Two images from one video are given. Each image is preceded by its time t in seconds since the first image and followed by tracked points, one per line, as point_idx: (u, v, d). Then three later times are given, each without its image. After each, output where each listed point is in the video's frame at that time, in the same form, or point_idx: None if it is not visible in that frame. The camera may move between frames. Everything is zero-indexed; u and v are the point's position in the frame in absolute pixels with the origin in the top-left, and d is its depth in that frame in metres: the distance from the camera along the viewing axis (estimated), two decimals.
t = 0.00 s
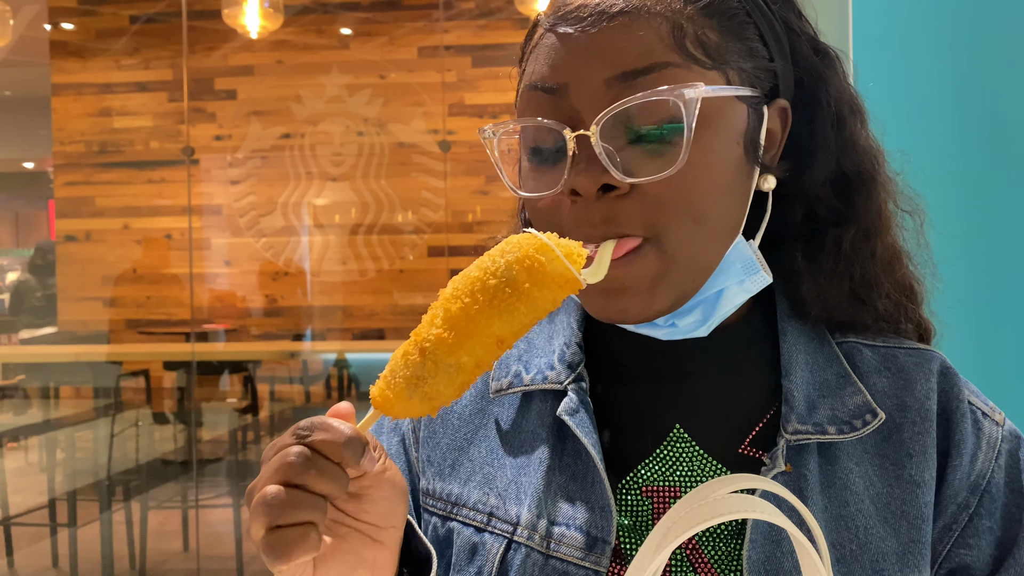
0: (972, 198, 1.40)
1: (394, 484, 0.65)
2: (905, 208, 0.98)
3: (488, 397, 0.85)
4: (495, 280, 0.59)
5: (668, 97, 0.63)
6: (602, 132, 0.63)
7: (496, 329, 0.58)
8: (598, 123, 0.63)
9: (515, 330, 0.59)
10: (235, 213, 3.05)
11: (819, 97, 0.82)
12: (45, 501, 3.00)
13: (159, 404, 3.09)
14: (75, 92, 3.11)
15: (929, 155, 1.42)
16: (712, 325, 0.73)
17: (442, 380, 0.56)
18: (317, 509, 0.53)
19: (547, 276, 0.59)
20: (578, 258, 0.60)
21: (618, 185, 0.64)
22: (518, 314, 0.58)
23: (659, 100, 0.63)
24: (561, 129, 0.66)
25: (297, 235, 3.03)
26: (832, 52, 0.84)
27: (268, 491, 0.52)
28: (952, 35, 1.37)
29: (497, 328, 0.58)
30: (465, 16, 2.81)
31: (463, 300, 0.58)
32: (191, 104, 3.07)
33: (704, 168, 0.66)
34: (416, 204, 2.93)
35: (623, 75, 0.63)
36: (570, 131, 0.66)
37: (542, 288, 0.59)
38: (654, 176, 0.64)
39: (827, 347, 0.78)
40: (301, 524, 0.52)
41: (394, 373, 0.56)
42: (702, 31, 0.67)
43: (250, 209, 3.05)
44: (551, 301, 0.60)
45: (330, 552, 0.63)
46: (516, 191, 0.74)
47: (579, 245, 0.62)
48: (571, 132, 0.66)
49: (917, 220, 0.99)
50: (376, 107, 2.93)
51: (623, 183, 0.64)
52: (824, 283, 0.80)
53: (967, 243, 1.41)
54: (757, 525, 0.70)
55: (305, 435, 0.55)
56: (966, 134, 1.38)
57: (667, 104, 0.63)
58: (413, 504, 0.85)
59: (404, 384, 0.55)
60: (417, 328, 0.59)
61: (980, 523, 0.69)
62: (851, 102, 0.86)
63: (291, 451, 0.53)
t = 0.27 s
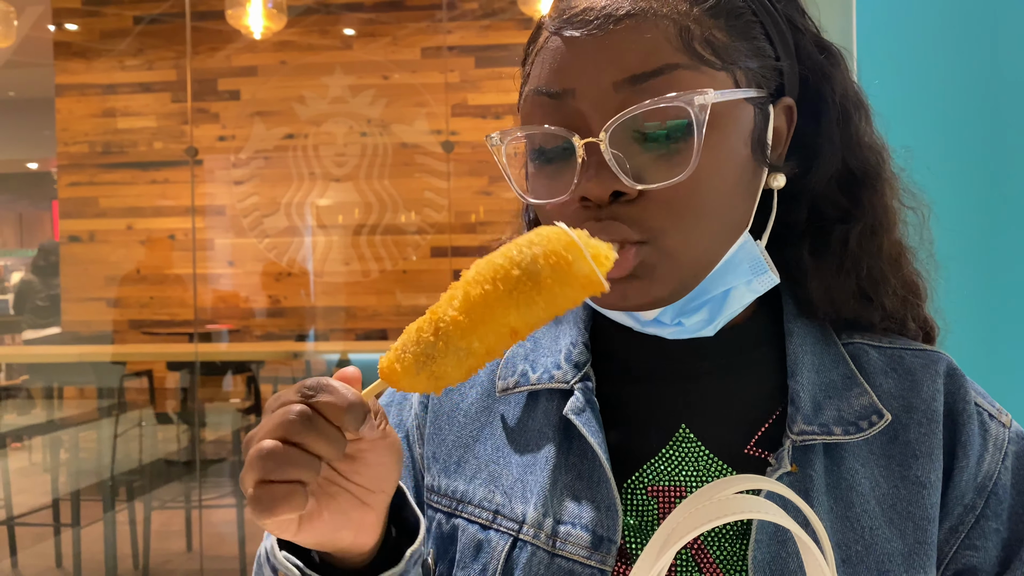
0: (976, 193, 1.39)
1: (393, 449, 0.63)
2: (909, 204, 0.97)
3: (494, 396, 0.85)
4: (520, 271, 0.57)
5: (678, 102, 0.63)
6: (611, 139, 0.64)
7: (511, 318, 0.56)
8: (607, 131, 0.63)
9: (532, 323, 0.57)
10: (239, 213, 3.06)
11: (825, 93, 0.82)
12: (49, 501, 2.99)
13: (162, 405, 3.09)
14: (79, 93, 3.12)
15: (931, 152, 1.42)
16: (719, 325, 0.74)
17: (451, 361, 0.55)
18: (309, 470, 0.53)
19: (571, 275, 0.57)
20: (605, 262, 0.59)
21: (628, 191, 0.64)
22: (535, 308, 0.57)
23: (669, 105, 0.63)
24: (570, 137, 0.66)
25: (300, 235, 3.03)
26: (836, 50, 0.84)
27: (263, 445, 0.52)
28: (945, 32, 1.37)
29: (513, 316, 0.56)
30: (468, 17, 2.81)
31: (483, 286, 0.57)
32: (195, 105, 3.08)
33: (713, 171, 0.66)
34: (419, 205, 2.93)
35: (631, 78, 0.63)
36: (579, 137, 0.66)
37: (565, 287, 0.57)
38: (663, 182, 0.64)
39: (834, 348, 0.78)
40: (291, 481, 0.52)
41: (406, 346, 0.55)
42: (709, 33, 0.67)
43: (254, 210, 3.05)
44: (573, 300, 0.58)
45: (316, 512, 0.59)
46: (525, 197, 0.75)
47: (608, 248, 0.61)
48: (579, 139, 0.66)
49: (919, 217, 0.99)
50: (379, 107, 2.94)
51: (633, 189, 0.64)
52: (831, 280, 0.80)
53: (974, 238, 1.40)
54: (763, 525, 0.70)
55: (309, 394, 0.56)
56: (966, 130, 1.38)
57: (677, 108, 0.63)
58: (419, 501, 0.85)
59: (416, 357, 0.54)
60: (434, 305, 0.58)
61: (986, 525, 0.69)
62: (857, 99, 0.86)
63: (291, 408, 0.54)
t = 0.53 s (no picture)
0: (974, 194, 1.39)
1: (393, 454, 0.66)
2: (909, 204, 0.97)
3: (495, 396, 0.86)
4: (521, 277, 0.58)
5: (677, 105, 0.63)
6: (611, 140, 0.64)
7: (514, 325, 0.57)
8: (606, 132, 0.64)
9: (534, 328, 0.58)
10: (241, 213, 3.07)
11: (825, 97, 0.82)
12: (50, 501, 3.03)
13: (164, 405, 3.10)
14: (82, 93, 3.13)
15: (925, 154, 1.42)
16: (719, 326, 0.74)
17: (453, 369, 0.56)
18: (318, 482, 0.54)
19: (575, 279, 0.57)
20: (608, 265, 0.59)
21: (627, 193, 0.65)
22: (538, 312, 0.57)
23: (669, 106, 0.63)
24: (569, 138, 0.66)
25: (303, 235, 3.03)
26: (836, 51, 0.85)
27: (271, 459, 0.53)
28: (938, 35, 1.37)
29: (514, 323, 0.57)
30: (471, 17, 2.81)
31: (484, 293, 0.57)
32: (197, 105, 3.08)
33: (712, 174, 0.66)
34: (422, 205, 2.93)
35: (630, 79, 0.64)
36: (578, 139, 0.66)
37: (567, 291, 0.58)
38: (663, 184, 0.64)
39: (834, 348, 0.79)
40: (300, 493, 0.53)
41: (408, 356, 0.56)
42: (709, 34, 0.67)
43: (256, 210, 3.06)
44: (576, 304, 0.58)
45: (323, 520, 0.60)
46: (525, 199, 0.75)
47: (608, 250, 0.60)
48: (578, 140, 0.66)
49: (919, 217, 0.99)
50: (382, 107, 2.94)
51: (632, 191, 0.64)
52: (831, 281, 0.80)
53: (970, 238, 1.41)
54: (763, 525, 0.70)
55: (314, 405, 0.56)
56: (960, 130, 1.39)
57: (677, 110, 0.63)
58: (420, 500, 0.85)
59: (418, 367, 0.56)
60: (436, 312, 0.59)
61: (988, 526, 0.69)
62: (857, 100, 0.87)
63: (297, 421, 0.55)
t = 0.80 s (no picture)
0: (970, 194, 1.40)
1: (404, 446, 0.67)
2: (904, 204, 0.98)
3: (491, 394, 0.87)
4: (528, 269, 0.58)
5: (673, 100, 0.64)
6: (605, 136, 0.65)
7: (522, 316, 0.57)
8: (601, 128, 0.65)
9: (542, 319, 0.58)
10: (242, 213, 3.08)
11: (819, 94, 0.84)
12: (52, 501, 3.03)
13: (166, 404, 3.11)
14: (83, 93, 3.14)
15: (923, 153, 1.43)
16: (710, 327, 0.75)
17: (465, 359, 0.56)
18: (331, 472, 0.55)
19: (580, 271, 0.58)
20: (611, 256, 0.60)
21: (622, 189, 0.66)
22: (546, 303, 0.58)
23: (665, 102, 0.64)
24: (564, 134, 0.67)
25: (304, 235, 3.05)
26: (831, 51, 0.86)
27: (285, 451, 0.54)
28: (938, 35, 1.38)
29: (523, 314, 0.58)
30: (471, 16, 2.83)
31: (493, 286, 0.58)
32: (198, 104, 3.09)
33: (706, 171, 0.67)
34: (423, 205, 2.95)
35: (625, 76, 0.65)
36: (573, 136, 0.67)
37: (572, 281, 0.59)
38: (657, 180, 0.65)
39: (833, 346, 0.80)
40: (313, 485, 0.54)
41: (419, 347, 0.56)
42: (703, 32, 0.68)
43: (257, 209, 3.07)
44: (581, 295, 0.59)
45: (335, 512, 0.62)
46: (518, 195, 0.76)
47: (613, 242, 0.62)
48: (573, 136, 0.67)
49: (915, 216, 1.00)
50: (383, 107, 2.96)
51: (626, 187, 0.65)
52: (829, 280, 0.81)
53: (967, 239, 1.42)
54: (761, 522, 0.71)
55: (325, 398, 0.57)
56: (959, 130, 1.39)
57: (673, 105, 0.65)
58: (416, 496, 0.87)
59: (429, 359, 0.56)
60: (445, 304, 0.59)
61: (1001, 527, 0.71)
62: (851, 101, 0.88)
63: (310, 413, 0.55)
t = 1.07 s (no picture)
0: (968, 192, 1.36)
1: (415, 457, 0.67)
2: (899, 203, 0.98)
3: (491, 397, 0.87)
4: (533, 280, 0.58)
5: (670, 106, 0.64)
6: (603, 142, 0.65)
7: (528, 329, 0.57)
8: (599, 134, 0.65)
9: (547, 331, 0.58)
10: (243, 212, 3.08)
11: (814, 94, 0.84)
12: (53, 501, 3.02)
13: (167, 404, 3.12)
14: (83, 93, 3.14)
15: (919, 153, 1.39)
16: (709, 327, 0.74)
17: (470, 373, 0.57)
18: (338, 489, 0.55)
19: (587, 282, 0.57)
20: (620, 265, 0.59)
21: (620, 195, 0.66)
22: (552, 315, 0.58)
23: (662, 109, 0.64)
24: (561, 139, 0.67)
25: (304, 235, 3.05)
26: (825, 51, 0.86)
27: (290, 468, 0.54)
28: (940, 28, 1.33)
29: (528, 327, 0.57)
30: (472, 16, 2.83)
31: (498, 299, 0.58)
32: (199, 104, 3.10)
33: (704, 175, 0.68)
34: (424, 204, 2.95)
35: (623, 81, 0.65)
36: (571, 140, 0.67)
37: (579, 293, 0.58)
38: (655, 185, 0.65)
39: (829, 340, 0.80)
40: (319, 502, 0.54)
41: (425, 363, 0.57)
42: (700, 36, 0.68)
43: (258, 209, 3.08)
44: (589, 307, 0.58)
45: (344, 525, 0.62)
46: (517, 199, 0.76)
47: (623, 251, 0.60)
48: (571, 141, 0.67)
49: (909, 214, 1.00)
50: (383, 107, 2.96)
51: (624, 192, 0.65)
52: (825, 279, 0.82)
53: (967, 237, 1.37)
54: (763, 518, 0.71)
55: (332, 414, 0.58)
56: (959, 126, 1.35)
57: (669, 113, 0.65)
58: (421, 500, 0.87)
59: (434, 373, 0.57)
60: (450, 317, 0.60)
61: (998, 510, 0.71)
62: (847, 101, 0.88)
63: (316, 428, 0.56)
